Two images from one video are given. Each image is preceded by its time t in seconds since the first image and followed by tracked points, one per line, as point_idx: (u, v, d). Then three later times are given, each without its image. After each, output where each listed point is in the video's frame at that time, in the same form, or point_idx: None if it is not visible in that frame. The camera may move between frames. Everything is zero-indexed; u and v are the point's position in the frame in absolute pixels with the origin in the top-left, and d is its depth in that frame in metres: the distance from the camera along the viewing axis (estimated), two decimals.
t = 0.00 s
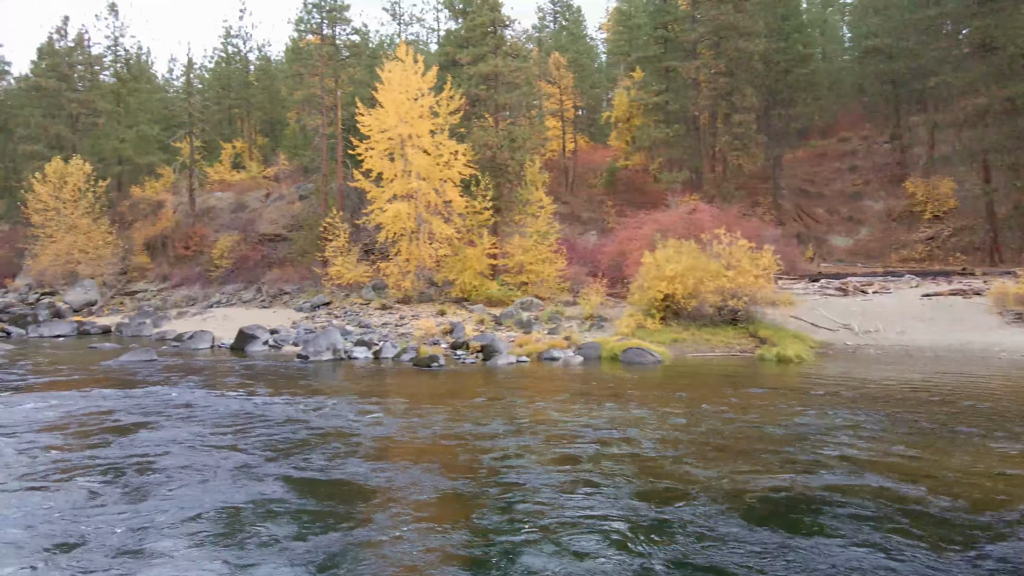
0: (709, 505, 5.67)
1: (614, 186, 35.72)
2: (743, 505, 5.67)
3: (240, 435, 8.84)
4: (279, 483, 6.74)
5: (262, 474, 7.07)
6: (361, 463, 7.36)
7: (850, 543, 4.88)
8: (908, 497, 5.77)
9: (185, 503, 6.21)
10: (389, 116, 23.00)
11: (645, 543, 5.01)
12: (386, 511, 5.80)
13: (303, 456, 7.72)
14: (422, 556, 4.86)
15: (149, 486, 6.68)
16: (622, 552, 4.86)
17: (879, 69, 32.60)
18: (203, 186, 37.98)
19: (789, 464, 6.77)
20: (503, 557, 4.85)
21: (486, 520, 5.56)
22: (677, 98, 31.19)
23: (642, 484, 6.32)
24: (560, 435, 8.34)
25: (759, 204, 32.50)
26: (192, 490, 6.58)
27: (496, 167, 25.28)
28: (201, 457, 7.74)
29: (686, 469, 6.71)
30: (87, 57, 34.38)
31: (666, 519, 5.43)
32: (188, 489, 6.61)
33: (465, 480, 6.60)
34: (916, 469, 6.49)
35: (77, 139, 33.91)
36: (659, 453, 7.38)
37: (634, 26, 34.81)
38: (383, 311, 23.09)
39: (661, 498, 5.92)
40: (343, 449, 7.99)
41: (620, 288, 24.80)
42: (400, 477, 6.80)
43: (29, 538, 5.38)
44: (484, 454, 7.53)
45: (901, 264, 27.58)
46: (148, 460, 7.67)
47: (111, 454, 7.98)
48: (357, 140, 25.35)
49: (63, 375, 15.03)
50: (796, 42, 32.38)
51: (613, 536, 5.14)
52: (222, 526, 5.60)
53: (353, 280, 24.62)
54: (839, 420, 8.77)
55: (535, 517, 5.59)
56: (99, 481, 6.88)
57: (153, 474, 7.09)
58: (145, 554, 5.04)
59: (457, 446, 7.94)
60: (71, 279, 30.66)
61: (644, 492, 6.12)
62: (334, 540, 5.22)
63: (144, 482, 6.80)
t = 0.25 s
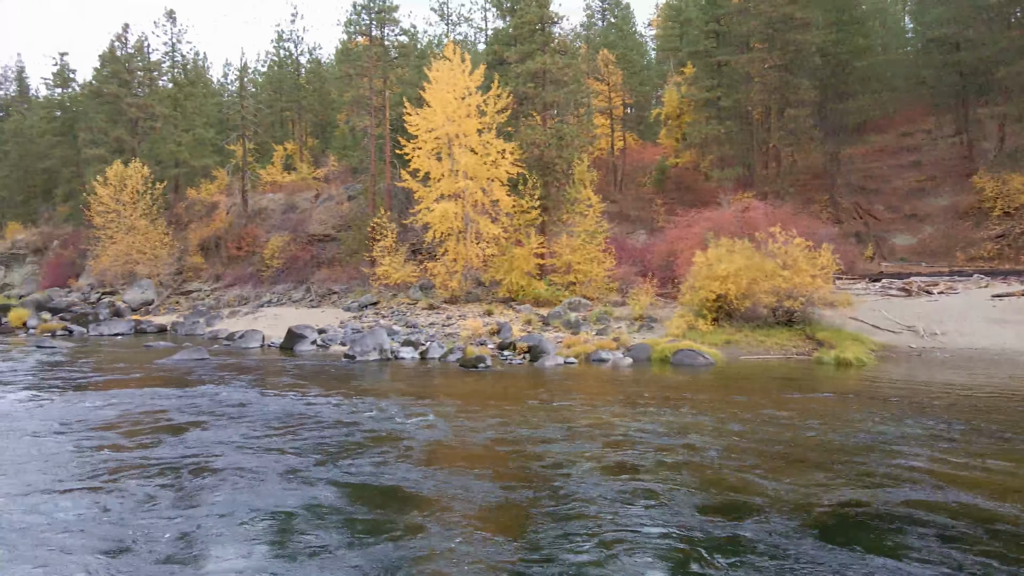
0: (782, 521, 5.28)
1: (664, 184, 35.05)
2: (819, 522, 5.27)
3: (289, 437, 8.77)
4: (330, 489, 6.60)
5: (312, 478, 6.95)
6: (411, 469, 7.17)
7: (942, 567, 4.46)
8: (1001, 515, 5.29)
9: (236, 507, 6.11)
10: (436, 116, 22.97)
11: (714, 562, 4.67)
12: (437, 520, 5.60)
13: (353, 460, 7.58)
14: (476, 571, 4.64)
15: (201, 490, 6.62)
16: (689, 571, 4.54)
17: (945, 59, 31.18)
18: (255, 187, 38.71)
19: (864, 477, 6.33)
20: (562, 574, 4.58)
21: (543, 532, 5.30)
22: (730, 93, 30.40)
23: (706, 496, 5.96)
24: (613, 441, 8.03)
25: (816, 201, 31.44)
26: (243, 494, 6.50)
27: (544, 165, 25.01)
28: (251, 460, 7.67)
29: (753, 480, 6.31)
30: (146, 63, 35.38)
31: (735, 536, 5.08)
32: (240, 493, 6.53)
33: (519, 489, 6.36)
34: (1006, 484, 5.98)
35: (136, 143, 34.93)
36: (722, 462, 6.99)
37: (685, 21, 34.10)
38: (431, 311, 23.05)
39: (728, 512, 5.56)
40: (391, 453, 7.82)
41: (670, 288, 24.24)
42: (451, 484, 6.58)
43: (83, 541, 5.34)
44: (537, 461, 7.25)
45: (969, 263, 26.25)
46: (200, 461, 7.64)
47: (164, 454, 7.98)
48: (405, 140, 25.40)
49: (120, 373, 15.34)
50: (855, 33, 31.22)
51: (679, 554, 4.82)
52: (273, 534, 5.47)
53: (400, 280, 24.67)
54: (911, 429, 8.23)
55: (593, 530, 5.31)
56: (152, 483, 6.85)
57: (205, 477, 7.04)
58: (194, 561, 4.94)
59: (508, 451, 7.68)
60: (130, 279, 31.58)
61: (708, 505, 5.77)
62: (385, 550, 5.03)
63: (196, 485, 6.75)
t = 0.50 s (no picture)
0: (839, 539, 4.94)
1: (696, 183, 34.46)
2: (879, 541, 4.92)
3: (320, 440, 8.64)
4: (363, 496, 6.40)
5: (344, 485, 6.77)
6: (446, 476, 6.95)
7: None
8: None
9: (268, 515, 5.95)
10: (465, 114, 22.80)
11: None
12: (471, 533, 5.36)
13: (386, 465, 7.39)
14: None
15: (233, 495, 6.48)
16: None
17: (990, 52, 30.13)
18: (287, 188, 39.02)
19: (923, 491, 5.94)
20: None
21: (582, 547, 5.03)
22: (765, 89, 29.74)
23: (759, 510, 5.63)
24: (650, 448, 7.71)
25: (853, 199, 30.61)
26: (275, 500, 6.33)
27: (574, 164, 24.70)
28: (281, 464, 7.52)
29: (807, 493, 5.95)
30: (179, 65, 35.84)
31: (790, 555, 4.75)
32: (271, 499, 6.37)
33: (556, 499, 6.09)
34: None
35: (170, 145, 35.42)
36: (772, 473, 6.63)
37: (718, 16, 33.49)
38: (460, 312, 22.90)
39: (784, 527, 5.22)
40: (425, 459, 7.62)
41: (704, 288, 23.74)
42: (486, 493, 6.34)
43: (109, 550, 5.21)
44: (576, 468, 6.98)
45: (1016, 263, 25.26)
46: (231, 465, 7.52)
47: (196, 456, 7.89)
48: (434, 139, 25.29)
49: (152, 372, 15.42)
50: (895, 26, 30.33)
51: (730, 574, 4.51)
52: (305, 543, 5.29)
53: (429, 280, 24.56)
54: (967, 438, 7.79)
55: (636, 546, 5.02)
56: (184, 487, 6.73)
57: (237, 482, 6.90)
58: (221, 572, 4.77)
59: (545, 458, 7.42)
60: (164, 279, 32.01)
61: (757, 519, 5.44)
62: (417, 564, 4.81)
63: (228, 490, 6.61)
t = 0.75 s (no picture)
0: (894, 559, 4.62)
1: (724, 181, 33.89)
2: (938, 562, 4.58)
3: (343, 444, 8.47)
4: (389, 505, 6.21)
5: (370, 492, 6.58)
6: (474, 483, 6.73)
7: None
8: None
9: (291, 524, 5.78)
10: (489, 112, 22.60)
11: None
12: (501, 547, 5.12)
13: (411, 472, 7.18)
14: None
15: (256, 502, 6.33)
16: None
17: None
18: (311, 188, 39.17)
19: (981, 505, 5.58)
20: None
21: (618, 564, 4.77)
22: (794, 85, 29.13)
23: (805, 524, 5.32)
24: (684, 455, 7.41)
25: (886, 197, 29.85)
26: (299, 508, 6.17)
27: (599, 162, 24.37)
28: (305, 469, 7.36)
29: (856, 506, 5.63)
30: (206, 67, 36.14)
31: None
32: (295, 507, 6.21)
33: (588, 510, 5.83)
34: None
35: (196, 146, 35.73)
36: (816, 483, 6.30)
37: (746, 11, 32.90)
38: (483, 312, 22.71)
39: (833, 544, 4.92)
40: (452, 464, 7.41)
41: (732, 288, 23.28)
42: (515, 502, 6.09)
43: (129, 561, 5.06)
44: (609, 476, 6.72)
45: None
46: (255, 469, 7.38)
47: (219, 460, 7.77)
48: (458, 138, 25.14)
49: (176, 371, 15.45)
50: (930, 18, 29.53)
51: None
52: (329, 555, 5.10)
53: (453, 280, 24.40)
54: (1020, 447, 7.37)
55: (676, 564, 4.74)
56: (207, 493, 6.60)
57: (261, 488, 6.75)
58: None
59: (576, 465, 7.18)
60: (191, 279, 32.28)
61: (804, 535, 5.13)
62: None
63: (252, 497, 6.47)
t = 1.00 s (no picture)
0: None
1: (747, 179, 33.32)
2: None
3: (363, 449, 8.28)
4: (411, 515, 5.98)
5: (390, 501, 6.37)
6: (498, 492, 6.48)
7: None
8: None
9: (310, 535, 5.57)
10: (508, 110, 22.38)
11: None
12: (528, 563, 4.87)
13: (432, 480, 6.96)
14: None
15: (274, 511, 6.13)
16: None
17: None
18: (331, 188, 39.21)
19: None
20: None
21: None
22: (821, 81, 28.55)
23: (851, 541, 5.00)
24: (715, 464, 7.10)
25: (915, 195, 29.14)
26: (318, 518, 5.96)
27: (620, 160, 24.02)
28: (324, 476, 7.16)
29: (906, 521, 5.30)
30: (227, 67, 36.29)
31: None
32: (313, 516, 6.00)
33: (619, 523, 5.55)
34: None
35: (217, 146, 35.88)
36: (859, 495, 5.98)
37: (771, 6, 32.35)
38: (503, 312, 22.51)
39: (882, 564, 4.61)
40: (474, 472, 7.18)
41: (756, 288, 22.83)
42: (541, 513, 5.84)
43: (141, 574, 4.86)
44: (640, 486, 6.44)
45: None
46: (273, 475, 7.19)
47: (237, 466, 7.61)
48: (478, 137, 24.94)
49: (195, 371, 15.40)
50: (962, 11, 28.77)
51: None
52: (348, 570, 4.88)
53: (473, 279, 24.23)
54: None
55: None
56: (224, 500, 6.43)
57: (279, 496, 6.56)
58: None
59: (604, 473, 6.90)
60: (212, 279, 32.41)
61: (849, 553, 4.82)
62: None
63: (270, 505, 6.28)
